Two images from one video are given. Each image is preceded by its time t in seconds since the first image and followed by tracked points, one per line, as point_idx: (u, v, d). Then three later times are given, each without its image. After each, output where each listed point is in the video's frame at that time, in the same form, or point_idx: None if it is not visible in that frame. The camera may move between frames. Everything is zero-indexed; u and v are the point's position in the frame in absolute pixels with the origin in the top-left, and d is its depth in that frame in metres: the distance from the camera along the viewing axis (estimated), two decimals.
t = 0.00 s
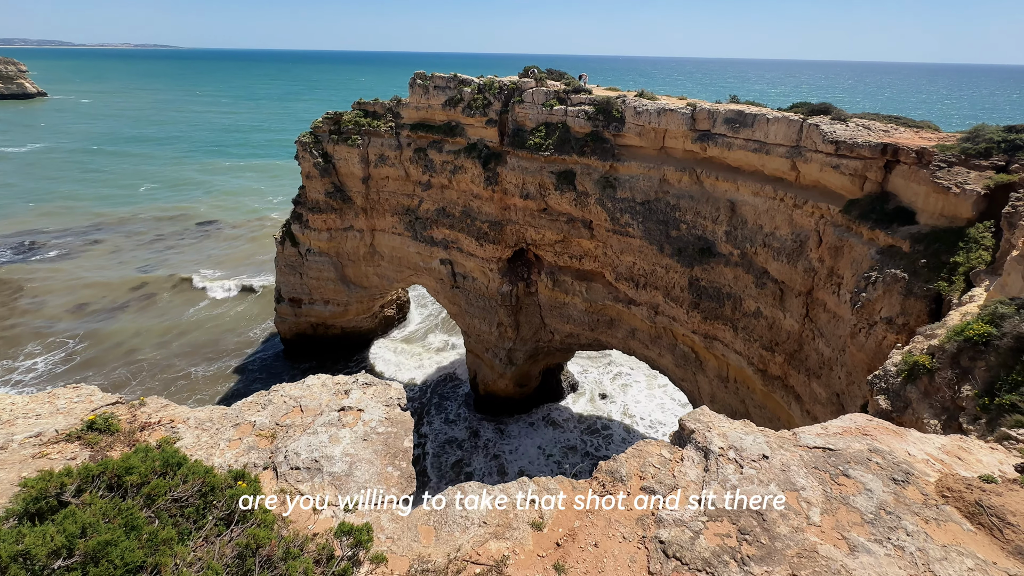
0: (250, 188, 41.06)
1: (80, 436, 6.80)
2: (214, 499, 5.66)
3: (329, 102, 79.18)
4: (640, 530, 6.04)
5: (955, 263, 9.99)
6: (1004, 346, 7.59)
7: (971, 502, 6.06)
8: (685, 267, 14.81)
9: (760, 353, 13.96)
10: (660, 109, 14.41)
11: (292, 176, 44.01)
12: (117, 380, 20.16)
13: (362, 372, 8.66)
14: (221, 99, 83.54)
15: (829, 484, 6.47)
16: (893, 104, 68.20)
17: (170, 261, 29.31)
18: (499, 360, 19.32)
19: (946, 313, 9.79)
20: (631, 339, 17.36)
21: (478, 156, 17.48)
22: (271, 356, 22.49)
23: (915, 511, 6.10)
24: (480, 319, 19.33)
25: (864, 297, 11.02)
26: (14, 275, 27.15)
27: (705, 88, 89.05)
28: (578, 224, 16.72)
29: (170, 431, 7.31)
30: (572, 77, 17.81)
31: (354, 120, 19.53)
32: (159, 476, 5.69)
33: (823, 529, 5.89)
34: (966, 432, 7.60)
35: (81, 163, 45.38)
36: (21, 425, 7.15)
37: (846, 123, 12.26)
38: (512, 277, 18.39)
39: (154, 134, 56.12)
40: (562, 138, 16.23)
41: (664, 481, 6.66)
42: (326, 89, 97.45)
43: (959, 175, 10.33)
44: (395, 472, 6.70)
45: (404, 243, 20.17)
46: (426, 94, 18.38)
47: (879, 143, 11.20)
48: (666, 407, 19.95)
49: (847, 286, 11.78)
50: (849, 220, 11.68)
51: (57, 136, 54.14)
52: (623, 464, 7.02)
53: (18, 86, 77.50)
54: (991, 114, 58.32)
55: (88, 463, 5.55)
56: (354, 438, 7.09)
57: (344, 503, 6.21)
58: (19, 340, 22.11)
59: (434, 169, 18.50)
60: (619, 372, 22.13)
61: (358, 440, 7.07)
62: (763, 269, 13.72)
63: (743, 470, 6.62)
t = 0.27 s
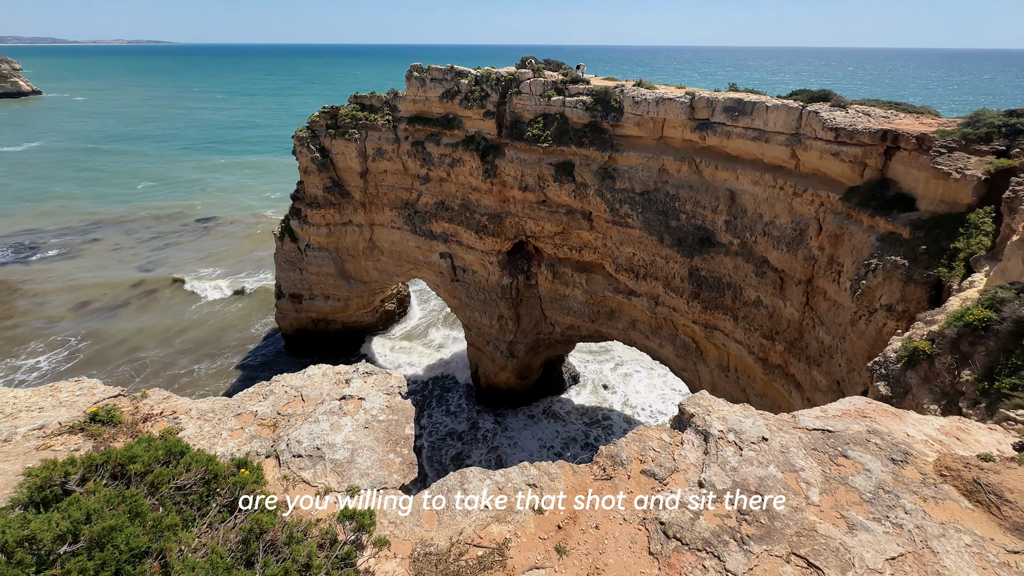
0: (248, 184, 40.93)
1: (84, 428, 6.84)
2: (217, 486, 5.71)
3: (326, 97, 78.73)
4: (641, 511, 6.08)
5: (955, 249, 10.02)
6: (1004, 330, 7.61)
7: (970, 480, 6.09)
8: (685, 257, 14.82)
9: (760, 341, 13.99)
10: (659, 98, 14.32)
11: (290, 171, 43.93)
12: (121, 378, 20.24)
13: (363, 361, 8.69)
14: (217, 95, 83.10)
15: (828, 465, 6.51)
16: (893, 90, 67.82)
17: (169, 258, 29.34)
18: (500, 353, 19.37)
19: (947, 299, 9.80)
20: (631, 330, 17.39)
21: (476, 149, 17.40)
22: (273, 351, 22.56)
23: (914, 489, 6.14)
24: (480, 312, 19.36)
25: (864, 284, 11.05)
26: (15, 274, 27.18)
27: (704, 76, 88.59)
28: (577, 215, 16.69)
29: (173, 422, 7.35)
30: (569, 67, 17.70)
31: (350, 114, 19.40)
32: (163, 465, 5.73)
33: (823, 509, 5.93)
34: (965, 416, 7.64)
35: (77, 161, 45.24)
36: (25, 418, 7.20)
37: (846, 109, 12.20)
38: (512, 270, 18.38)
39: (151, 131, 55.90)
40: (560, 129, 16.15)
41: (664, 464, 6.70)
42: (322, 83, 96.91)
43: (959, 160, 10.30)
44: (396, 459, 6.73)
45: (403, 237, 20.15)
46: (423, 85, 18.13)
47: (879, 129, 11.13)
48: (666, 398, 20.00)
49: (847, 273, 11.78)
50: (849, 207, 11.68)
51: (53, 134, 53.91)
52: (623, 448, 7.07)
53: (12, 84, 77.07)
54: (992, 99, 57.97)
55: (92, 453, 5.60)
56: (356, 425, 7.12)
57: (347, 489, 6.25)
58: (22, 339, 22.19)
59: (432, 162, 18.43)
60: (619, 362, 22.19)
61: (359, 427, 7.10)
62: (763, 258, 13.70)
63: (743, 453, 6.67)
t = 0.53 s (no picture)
0: (247, 179, 40.86)
1: (94, 416, 6.91)
2: (228, 468, 5.78)
3: (323, 90, 78.37)
4: (646, 487, 6.16)
5: (959, 230, 9.93)
6: (1007, 309, 7.61)
7: (972, 450, 6.12)
8: (687, 244, 14.83)
9: (763, 327, 14.01)
10: (658, 84, 14.28)
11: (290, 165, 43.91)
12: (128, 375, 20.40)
13: (368, 346, 8.77)
14: (214, 90, 82.79)
15: (832, 438, 6.56)
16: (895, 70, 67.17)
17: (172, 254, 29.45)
18: (503, 344, 19.40)
19: (950, 281, 9.79)
20: (634, 318, 17.41)
21: (475, 139, 17.33)
22: (278, 345, 22.72)
23: (917, 461, 6.18)
24: (483, 303, 19.39)
25: (867, 268, 11.03)
26: (19, 274, 27.29)
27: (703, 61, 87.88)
28: (578, 204, 16.63)
29: (182, 408, 7.44)
30: (567, 54, 17.55)
31: (348, 106, 19.26)
32: (174, 448, 5.81)
33: (826, 481, 5.98)
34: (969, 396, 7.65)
35: (76, 159, 45.20)
36: (36, 407, 7.29)
37: (848, 91, 12.08)
38: (514, 260, 18.37)
39: (149, 129, 55.82)
40: (559, 117, 16.05)
41: (668, 441, 6.77)
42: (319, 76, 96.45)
43: (964, 140, 10.19)
44: (403, 440, 6.81)
45: (405, 229, 20.15)
46: (420, 76, 18.07)
47: (881, 110, 11.01)
48: (669, 385, 20.08)
49: (850, 257, 11.70)
50: (852, 190, 11.64)
51: (50, 134, 53.80)
52: (628, 426, 7.15)
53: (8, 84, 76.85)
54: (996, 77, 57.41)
55: (105, 437, 5.67)
56: (362, 408, 7.20)
57: (355, 470, 6.33)
58: (29, 338, 22.34)
59: (432, 153, 18.36)
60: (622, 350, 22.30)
61: (366, 410, 7.17)
62: (765, 243, 13.68)
63: (747, 428, 6.73)
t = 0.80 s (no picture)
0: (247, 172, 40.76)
1: (107, 398, 7.00)
2: (240, 442, 5.87)
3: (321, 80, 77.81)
4: (652, 455, 6.23)
5: (965, 205, 9.83)
6: (1013, 284, 7.54)
7: (976, 413, 6.12)
8: (690, 227, 14.78)
9: (767, 309, 14.04)
10: (659, 66, 14.10)
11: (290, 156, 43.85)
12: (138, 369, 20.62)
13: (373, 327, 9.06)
14: (211, 84, 82.32)
15: (836, 405, 6.61)
16: (900, 45, 66.17)
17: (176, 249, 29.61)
18: (508, 331, 19.48)
19: (956, 257, 9.76)
20: (637, 303, 17.43)
21: (475, 126, 17.13)
22: (284, 338, 22.87)
23: (921, 425, 6.20)
24: (486, 291, 19.43)
25: (871, 247, 10.98)
26: (26, 271, 27.49)
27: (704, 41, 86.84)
28: (580, 189, 16.54)
29: (193, 388, 7.55)
30: (566, 38, 17.31)
31: (345, 96, 18.98)
32: (187, 424, 5.91)
33: (831, 446, 6.02)
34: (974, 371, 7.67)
35: (76, 157, 45.18)
36: (49, 391, 7.40)
37: (853, 67, 11.96)
38: (516, 248, 18.35)
39: (148, 124, 55.68)
40: (559, 101, 15.87)
41: (674, 411, 6.84)
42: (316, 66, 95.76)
43: (971, 115, 10.07)
44: (412, 414, 6.95)
45: (406, 219, 20.11)
46: (418, 63, 17.78)
47: (886, 86, 10.88)
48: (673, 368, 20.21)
49: (854, 237, 11.66)
50: (856, 168, 11.54)
51: (49, 131, 53.73)
52: (633, 398, 7.22)
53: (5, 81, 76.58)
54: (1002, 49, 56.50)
55: (119, 415, 5.80)
56: (371, 384, 7.35)
57: (365, 443, 6.43)
58: (39, 334, 22.58)
59: (432, 141, 18.21)
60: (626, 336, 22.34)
61: (374, 386, 7.32)
62: (768, 225, 13.60)
63: (752, 396, 6.78)
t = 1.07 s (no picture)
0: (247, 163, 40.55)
1: (116, 376, 7.04)
2: (249, 414, 5.95)
3: (317, 68, 76.97)
4: (658, 420, 6.26)
5: (972, 179, 9.65)
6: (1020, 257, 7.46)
7: (983, 373, 6.07)
8: (693, 210, 14.65)
9: (771, 289, 13.99)
10: (660, 44, 13.71)
11: (289, 146, 43.63)
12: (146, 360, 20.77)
13: (376, 305, 9.33)
14: (207, 75, 81.61)
15: (842, 368, 6.60)
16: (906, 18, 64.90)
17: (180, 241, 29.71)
18: (511, 317, 19.53)
19: (961, 233, 9.57)
20: (640, 287, 17.40)
21: (474, 111, 16.82)
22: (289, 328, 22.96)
23: (927, 386, 6.17)
24: (489, 278, 19.42)
25: (876, 224, 10.84)
26: (32, 267, 27.62)
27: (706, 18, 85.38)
28: (581, 172, 16.26)
29: (200, 366, 7.62)
30: (565, 18, 16.92)
31: (342, 83, 18.69)
32: (196, 397, 5.99)
33: (837, 407, 6.01)
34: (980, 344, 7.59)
35: (76, 151, 45.07)
36: (59, 371, 7.48)
37: (858, 41, 11.71)
38: (518, 234, 18.27)
39: (145, 117, 55.38)
40: (558, 84, 15.51)
41: (679, 378, 6.87)
42: (313, 54, 94.76)
43: (978, 87, 9.80)
44: (418, 386, 7.16)
45: (407, 207, 19.98)
46: (414, 48, 17.33)
47: (892, 60, 10.55)
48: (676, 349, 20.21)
49: (858, 214, 11.51)
50: (861, 144, 11.29)
51: (48, 127, 53.55)
52: (639, 366, 7.25)
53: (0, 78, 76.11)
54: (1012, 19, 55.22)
55: (128, 389, 5.91)
56: (376, 357, 7.62)
57: (373, 414, 6.56)
58: (47, 328, 22.76)
59: (430, 128, 17.90)
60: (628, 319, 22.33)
61: (379, 359, 7.59)
62: (772, 205, 13.49)
63: (757, 361, 6.79)
